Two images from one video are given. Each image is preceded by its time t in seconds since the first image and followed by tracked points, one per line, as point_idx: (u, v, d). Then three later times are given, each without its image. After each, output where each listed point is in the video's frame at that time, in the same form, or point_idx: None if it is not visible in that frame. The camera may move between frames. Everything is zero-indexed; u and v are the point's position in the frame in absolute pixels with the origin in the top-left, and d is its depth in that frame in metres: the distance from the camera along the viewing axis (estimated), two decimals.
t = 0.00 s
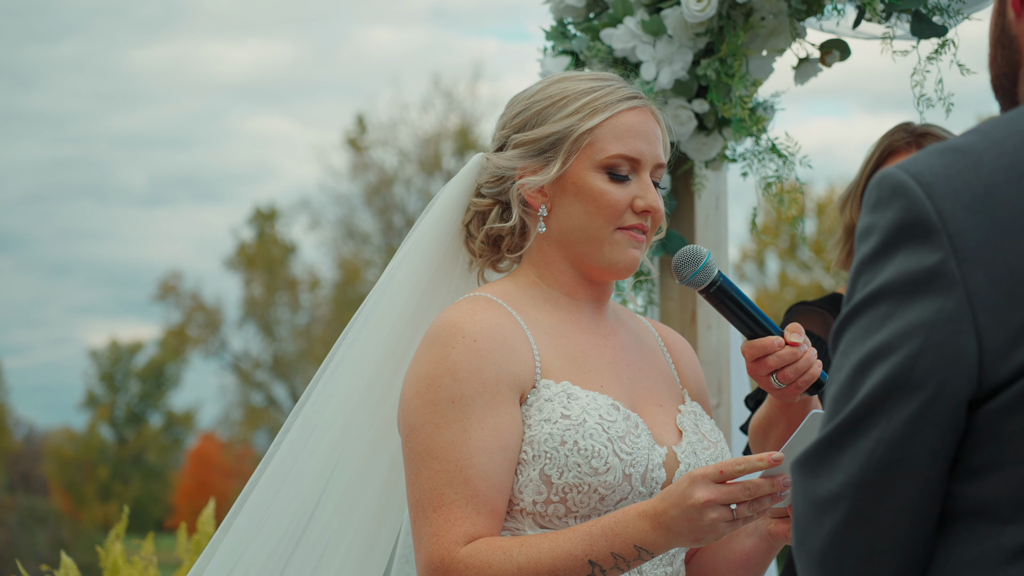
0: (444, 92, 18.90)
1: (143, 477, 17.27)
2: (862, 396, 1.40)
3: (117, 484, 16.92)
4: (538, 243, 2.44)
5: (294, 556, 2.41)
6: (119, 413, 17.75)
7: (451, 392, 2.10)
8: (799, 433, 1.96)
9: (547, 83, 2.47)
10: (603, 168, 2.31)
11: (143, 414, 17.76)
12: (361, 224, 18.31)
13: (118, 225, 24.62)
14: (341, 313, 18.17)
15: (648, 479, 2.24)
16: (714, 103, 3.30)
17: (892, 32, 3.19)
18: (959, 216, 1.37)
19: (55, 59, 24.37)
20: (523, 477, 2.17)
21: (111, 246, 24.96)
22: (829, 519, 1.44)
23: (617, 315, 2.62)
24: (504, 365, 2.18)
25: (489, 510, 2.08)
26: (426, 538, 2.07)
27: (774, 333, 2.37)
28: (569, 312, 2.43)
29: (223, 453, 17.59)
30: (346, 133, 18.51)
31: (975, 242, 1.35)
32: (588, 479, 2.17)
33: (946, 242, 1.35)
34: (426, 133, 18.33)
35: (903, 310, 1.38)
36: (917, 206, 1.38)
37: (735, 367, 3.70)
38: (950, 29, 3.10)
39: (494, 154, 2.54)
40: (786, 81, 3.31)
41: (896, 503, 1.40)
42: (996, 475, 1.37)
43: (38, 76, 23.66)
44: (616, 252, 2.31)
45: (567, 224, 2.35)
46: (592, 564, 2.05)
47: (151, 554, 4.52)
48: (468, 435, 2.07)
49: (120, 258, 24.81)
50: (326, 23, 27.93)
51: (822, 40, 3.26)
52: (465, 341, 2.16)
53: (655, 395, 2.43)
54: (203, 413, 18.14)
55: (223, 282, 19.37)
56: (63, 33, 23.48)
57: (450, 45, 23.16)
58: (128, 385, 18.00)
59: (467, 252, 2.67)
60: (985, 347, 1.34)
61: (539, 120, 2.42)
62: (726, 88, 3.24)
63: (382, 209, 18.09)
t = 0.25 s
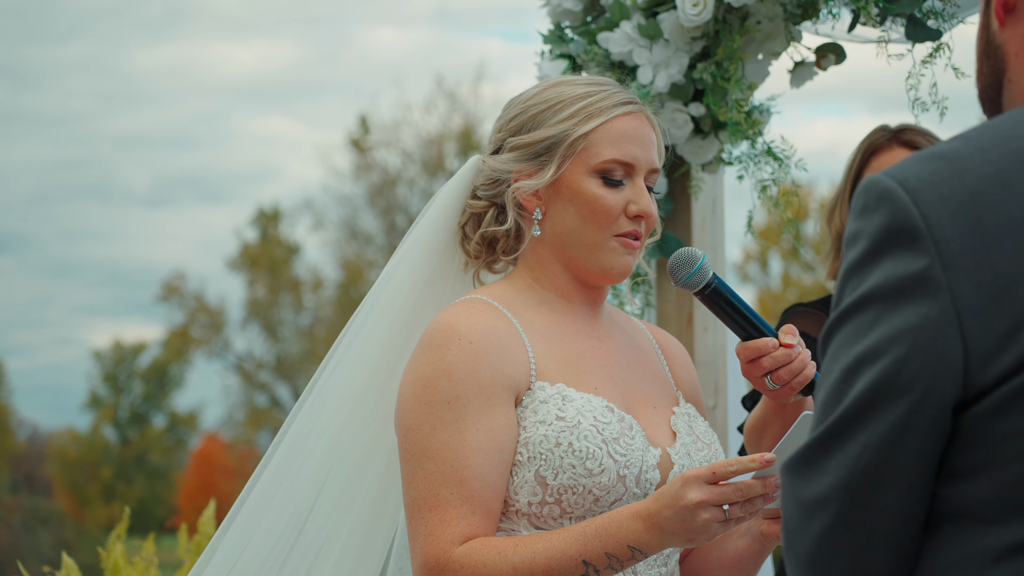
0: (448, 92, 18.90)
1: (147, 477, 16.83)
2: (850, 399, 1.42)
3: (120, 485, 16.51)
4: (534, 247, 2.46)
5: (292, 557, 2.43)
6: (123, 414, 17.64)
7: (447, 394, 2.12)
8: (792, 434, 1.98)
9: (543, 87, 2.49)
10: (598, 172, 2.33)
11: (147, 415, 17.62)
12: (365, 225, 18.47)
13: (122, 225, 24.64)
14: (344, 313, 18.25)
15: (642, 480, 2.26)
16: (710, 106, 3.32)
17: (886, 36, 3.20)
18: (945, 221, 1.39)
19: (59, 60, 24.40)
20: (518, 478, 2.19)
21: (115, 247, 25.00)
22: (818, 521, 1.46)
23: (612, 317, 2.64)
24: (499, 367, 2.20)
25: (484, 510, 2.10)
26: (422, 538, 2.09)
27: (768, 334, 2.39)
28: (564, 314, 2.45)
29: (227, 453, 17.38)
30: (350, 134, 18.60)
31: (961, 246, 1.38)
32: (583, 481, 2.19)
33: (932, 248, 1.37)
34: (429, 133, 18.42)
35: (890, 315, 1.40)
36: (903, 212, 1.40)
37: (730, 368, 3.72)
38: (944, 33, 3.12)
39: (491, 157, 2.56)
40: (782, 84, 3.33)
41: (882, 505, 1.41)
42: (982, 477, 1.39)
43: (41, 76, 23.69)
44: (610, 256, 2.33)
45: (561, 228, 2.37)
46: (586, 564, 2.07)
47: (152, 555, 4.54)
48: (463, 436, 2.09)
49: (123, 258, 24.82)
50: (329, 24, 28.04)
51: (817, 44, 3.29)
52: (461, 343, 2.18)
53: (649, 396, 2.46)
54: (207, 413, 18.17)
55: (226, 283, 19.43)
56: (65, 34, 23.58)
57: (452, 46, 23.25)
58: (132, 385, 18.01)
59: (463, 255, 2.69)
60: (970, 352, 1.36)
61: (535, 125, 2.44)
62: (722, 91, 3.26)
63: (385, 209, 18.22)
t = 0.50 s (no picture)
0: (450, 91, 18.96)
1: (149, 476, 16.83)
2: (835, 397, 1.44)
3: (123, 484, 16.54)
4: (528, 248, 2.48)
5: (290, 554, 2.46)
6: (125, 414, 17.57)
7: (442, 392, 2.14)
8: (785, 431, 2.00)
9: (537, 90, 2.51)
10: (592, 174, 2.36)
11: (150, 414, 17.51)
12: (367, 224, 18.57)
13: (123, 225, 24.78)
14: (347, 311, 18.37)
15: (636, 479, 2.28)
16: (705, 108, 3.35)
17: (881, 37, 3.23)
18: (927, 221, 1.41)
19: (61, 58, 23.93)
20: (512, 477, 2.21)
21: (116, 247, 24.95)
22: (803, 518, 1.48)
23: (607, 317, 2.66)
24: (493, 365, 2.23)
25: (478, 507, 2.12)
26: (418, 535, 2.12)
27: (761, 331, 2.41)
28: (559, 314, 2.47)
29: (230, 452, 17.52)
30: (352, 134, 18.75)
31: (943, 245, 1.40)
32: (577, 479, 2.21)
33: (913, 248, 1.40)
34: (432, 133, 18.60)
35: (874, 314, 1.43)
36: (885, 213, 1.43)
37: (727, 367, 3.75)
38: (938, 34, 3.14)
39: (485, 160, 2.59)
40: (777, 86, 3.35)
41: (866, 502, 1.44)
42: (965, 474, 1.41)
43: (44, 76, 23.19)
44: (604, 257, 2.36)
45: (555, 229, 2.39)
46: (580, 561, 2.09)
47: (152, 554, 4.57)
48: (458, 434, 2.12)
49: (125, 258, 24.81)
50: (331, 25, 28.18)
51: (812, 46, 3.30)
52: (456, 342, 2.21)
53: (643, 396, 2.48)
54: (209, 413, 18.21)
55: (228, 283, 19.50)
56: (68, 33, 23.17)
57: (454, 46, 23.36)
58: (134, 384, 17.95)
59: (458, 256, 2.71)
60: (952, 352, 1.38)
61: (529, 127, 2.47)
62: (717, 93, 3.28)
63: (388, 208, 18.34)
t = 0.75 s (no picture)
0: (453, 90, 18.88)
1: (152, 475, 17.01)
2: (825, 396, 1.47)
3: (126, 483, 16.73)
4: (527, 251, 2.51)
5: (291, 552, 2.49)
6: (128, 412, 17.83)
7: (440, 390, 2.17)
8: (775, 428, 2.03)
9: (536, 94, 2.54)
10: (591, 176, 2.38)
11: (153, 413, 17.73)
12: (370, 223, 18.61)
13: (127, 224, 24.20)
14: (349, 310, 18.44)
15: (632, 476, 2.31)
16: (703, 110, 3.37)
17: (877, 39, 3.26)
18: (918, 222, 1.44)
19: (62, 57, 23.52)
20: (510, 474, 2.24)
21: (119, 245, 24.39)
22: (794, 516, 1.51)
23: (605, 317, 2.69)
24: (490, 363, 2.25)
25: (477, 503, 2.15)
26: (416, 529, 2.15)
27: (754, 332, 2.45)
28: (557, 314, 2.50)
29: (232, 452, 17.64)
30: (356, 133, 18.74)
31: (932, 245, 1.42)
32: (574, 476, 2.24)
33: (903, 249, 1.42)
34: (435, 132, 18.60)
35: (864, 314, 1.45)
36: (876, 215, 1.45)
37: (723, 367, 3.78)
38: (933, 37, 3.17)
39: (484, 163, 2.61)
40: (774, 87, 3.38)
41: (856, 499, 1.46)
42: (954, 472, 1.44)
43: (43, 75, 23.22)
44: (602, 259, 2.38)
45: (553, 230, 2.42)
46: (577, 557, 2.12)
47: (155, 552, 4.61)
48: (456, 430, 2.15)
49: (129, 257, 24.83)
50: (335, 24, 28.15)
51: (808, 48, 3.32)
52: (454, 340, 2.24)
53: (641, 394, 2.51)
54: (212, 412, 18.31)
55: (231, 282, 19.61)
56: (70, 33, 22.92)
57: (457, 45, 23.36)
58: (137, 383, 18.04)
59: (458, 258, 2.74)
60: (941, 351, 1.40)
61: (527, 131, 2.49)
62: (714, 95, 3.31)
63: (390, 207, 18.35)
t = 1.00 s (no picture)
0: (455, 89, 18.95)
1: (155, 474, 17.12)
2: (811, 400, 1.48)
3: (129, 481, 16.89)
4: (521, 253, 2.54)
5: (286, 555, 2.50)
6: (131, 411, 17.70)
7: (433, 387, 2.19)
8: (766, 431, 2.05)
9: (530, 99, 2.56)
10: (583, 180, 2.40)
11: (155, 412, 17.71)
12: (372, 222, 18.65)
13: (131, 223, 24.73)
14: (352, 309, 18.56)
15: (624, 475, 2.32)
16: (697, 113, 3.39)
17: (870, 43, 3.30)
18: (902, 229, 1.46)
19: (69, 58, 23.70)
20: (503, 474, 2.26)
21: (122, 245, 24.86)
22: (781, 519, 1.52)
23: (599, 318, 2.71)
24: (483, 362, 2.27)
25: (469, 500, 2.17)
26: (409, 525, 2.17)
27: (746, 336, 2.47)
28: (551, 316, 2.51)
29: (235, 450, 17.78)
30: (358, 132, 18.76)
31: (915, 252, 1.45)
32: (566, 476, 2.26)
33: (887, 254, 1.44)
34: (437, 131, 18.65)
35: (848, 319, 1.47)
36: (861, 221, 1.47)
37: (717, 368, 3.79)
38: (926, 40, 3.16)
39: (479, 168, 2.63)
40: (768, 90, 3.40)
41: (840, 502, 1.48)
42: (939, 476, 1.46)
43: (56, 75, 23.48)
44: (594, 260, 2.40)
45: (546, 234, 2.44)
46: (568, 553, 2.14)
47: (154, 553, 4.63)
48: (448, 428, 2.17)
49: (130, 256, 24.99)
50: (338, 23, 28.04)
51: (802, 51, 3.33)
52: (448, 338, 2.26)
53: (635, 393, 2.53)
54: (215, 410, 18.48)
55: (234, 281, 19.74)
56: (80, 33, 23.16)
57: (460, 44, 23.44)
58: (140, 382, 17.99)
59: (454, 262, 2.76)
60: (925, 356, 1.42)
61: (520, 136, 2.51)
62: (708, 98, 3.34)
63: (393, 207, 18.40)
